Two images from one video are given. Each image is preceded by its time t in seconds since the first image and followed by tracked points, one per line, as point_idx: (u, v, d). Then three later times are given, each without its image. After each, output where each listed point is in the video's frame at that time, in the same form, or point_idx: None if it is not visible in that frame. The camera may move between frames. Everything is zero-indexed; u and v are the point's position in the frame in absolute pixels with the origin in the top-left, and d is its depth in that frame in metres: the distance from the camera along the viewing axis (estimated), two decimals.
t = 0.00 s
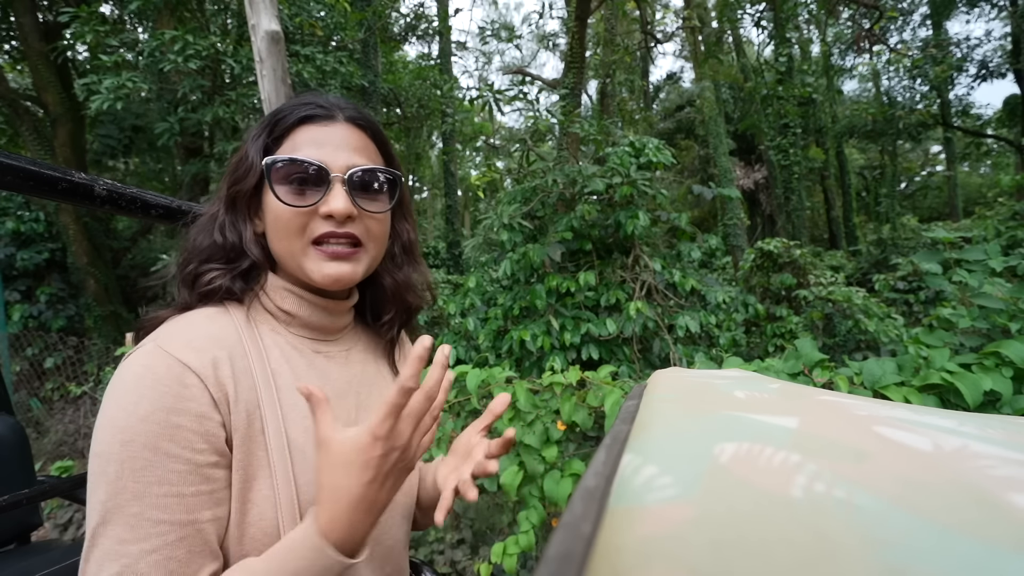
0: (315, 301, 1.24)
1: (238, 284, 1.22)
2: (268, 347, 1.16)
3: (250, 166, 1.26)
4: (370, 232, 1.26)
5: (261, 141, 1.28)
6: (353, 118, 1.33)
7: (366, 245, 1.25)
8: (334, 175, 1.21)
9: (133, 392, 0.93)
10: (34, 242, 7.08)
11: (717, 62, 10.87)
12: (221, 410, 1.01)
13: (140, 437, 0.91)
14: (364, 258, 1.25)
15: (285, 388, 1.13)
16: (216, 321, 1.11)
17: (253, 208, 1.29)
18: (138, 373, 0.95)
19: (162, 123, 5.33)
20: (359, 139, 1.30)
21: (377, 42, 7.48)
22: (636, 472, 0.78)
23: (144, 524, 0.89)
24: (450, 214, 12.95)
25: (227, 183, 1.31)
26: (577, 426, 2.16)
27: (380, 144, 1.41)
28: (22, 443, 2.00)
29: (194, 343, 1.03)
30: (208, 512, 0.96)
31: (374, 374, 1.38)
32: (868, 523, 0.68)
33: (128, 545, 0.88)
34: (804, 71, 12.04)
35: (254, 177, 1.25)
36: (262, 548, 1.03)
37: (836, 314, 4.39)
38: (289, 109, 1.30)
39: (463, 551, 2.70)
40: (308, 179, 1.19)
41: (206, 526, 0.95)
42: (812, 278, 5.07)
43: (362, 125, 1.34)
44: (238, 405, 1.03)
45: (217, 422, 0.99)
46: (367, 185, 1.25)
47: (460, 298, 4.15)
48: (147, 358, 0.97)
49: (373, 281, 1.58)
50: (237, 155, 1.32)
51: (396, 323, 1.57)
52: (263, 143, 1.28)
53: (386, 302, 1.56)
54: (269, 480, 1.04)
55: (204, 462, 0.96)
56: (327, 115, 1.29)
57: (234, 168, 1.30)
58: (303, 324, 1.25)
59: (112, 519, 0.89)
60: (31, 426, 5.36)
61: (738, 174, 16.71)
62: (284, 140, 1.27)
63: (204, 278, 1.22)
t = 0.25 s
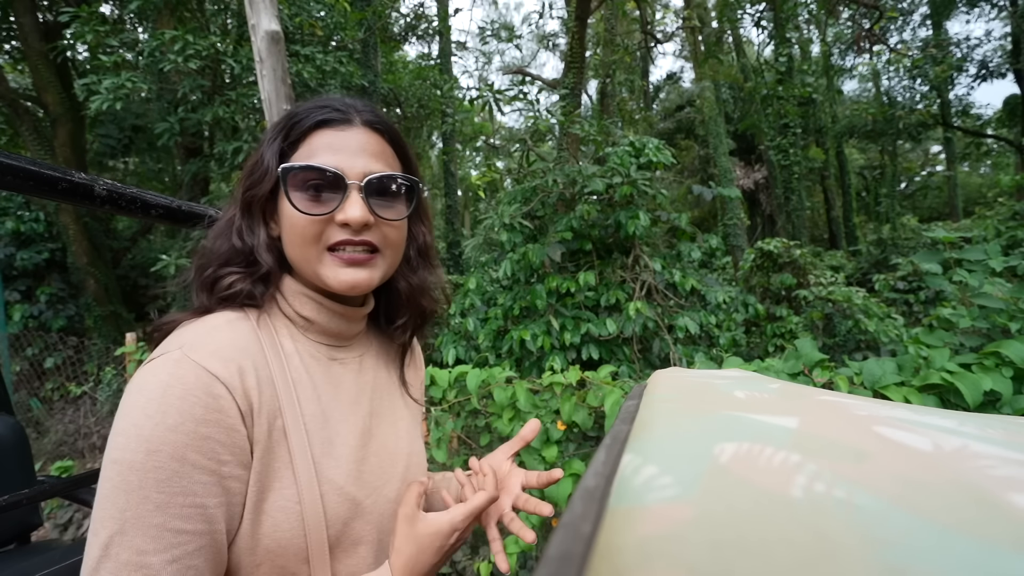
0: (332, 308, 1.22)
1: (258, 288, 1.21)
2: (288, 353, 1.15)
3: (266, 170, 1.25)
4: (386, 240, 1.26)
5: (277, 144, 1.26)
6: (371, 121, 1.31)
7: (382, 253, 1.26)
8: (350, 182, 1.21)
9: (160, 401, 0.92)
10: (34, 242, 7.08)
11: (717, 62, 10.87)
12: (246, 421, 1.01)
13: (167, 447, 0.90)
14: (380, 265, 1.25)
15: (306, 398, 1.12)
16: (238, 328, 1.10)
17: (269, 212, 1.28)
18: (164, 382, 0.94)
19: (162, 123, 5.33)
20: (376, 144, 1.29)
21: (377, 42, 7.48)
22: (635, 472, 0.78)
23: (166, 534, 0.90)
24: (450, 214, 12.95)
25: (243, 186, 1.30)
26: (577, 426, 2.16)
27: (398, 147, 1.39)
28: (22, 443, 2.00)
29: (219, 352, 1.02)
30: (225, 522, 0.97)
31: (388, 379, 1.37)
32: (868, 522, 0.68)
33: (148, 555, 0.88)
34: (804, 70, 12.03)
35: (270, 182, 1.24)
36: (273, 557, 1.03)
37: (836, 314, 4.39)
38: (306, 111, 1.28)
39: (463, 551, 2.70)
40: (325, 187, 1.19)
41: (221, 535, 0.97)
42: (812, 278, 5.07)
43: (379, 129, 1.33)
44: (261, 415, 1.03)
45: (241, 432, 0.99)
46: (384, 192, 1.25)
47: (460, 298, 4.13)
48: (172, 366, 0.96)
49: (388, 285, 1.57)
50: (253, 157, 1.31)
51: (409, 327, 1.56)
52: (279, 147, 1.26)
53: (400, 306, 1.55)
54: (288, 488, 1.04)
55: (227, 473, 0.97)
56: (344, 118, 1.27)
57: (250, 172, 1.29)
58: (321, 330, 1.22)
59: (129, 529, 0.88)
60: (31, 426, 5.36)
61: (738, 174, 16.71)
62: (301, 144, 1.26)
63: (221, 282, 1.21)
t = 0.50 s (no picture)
0: (344, 310, 1.22)
1: (271, 290, 1.21)
2: (299, 355, 1.15)
3: (283, 170, 1.25)
4: (402, 243, 1.27)
5: (294, 144, 1.26)
6: (390, 124, 1.31)
7: (398, 256, 1.26)
8: (368, 184, 1.21)
9: (173, 402, 0.92)
10: (34, 242, 7.08)
11: (717, 62, 10.88)
12: (258, 422, 1.01)
13: (179, 449, 0.90)
14: (395, 268, 1.26)
15: (316, 400, 1.12)
16: (251, 330, 1.10)
17: (284, 213, 1.28)
18: (177, 383, 0.94)
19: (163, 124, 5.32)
20: (394, 146, 1.29)
21: (377, 42, 7.48)
22: (635, 472, 0.78)
23: (178, 536, 0.90)
24: (450, 214, 12.95)
25: (257, 186, 1.29)
26: (577, 426, 2.16)
27: (415, 150, 1.39)
28: (22, 443, 2.00)
29: (232, 353, 1.01)
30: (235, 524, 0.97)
31: (395, 381, 1.37)
32: (868, 523, 0.68)
33: (160, 557, 0.89)
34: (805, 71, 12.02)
35: (286, 181, 1.24)
36: (282, 560, 1.03)
37: (836, 314, 4.39)
38: (323, 111, 1.29)
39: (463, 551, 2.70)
40: (344, 189, 1.19)
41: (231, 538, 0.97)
42: (812, 278, 5.07)
43: (396, 130, 1.33)
44: (272, 416, 1.03)
45: (252, 434, 0.99)
46: (401, 195, 1.25)
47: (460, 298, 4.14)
48: (185, 367, 0.96)
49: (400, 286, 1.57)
50: (268, 157, 1.30)
51: (421, 330, 1.57)
52: (296, 147, 1.26)
53: (412, 308, 1.56)
54: (297, 491, 1.04)
55: (239, 474, 0.97)
56: (362, 119, 1.27)
57: (265, 172, 1.29)
58: (332, 332, 1.22)
59: (140, 530, 0.88)
60: (31, 426, 5.36)
61: (738, 174, 16.70)
62: (318, 144, 1.26)
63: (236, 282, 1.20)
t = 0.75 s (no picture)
0: (346, 310, 1.22)
1: (272, 291, 1.20)
2: (301, 355, 1.15)
3: (284, 168, 1.25)
4: (405, 237, 1.27)
5: (293, 142, 1.26)
6: (388, 120, 1.33)
7: (402, 251, 1.27)
8: (371, 179, 1.22)
9: (175, 404, 0.92)
10: (34, 242, 7.07)
11: (717, 62, 10.88)
12: (260, 424, 1.01)
13: (182, 450, 0.90)
14: (399, 262, 1.26)
15: (318, 401, 1.12)
16: (253, 330, 1.10)
17: (284, 213, 1.27)
18: (179, 385, 0.93)
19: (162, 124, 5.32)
20: (394, 142, 1.30)
21: (377, 42, 7.49)
22: (635, 472, 0.78)
23: (180, 538, 0.90)
24: (450, 214, 12.96)
25: (257, 186, 1.29)
26: (578, 426, 2.16)
27: (412, 147, 1.41)
28: (22, 443, 2.00)
29: (234, 354, 1.01)
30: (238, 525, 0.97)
31: (396, 379, 1.37)
32: (868, 523, 0.68)
33: (162, 558, 0.89)
34: (805, 71, 12.01)
35: (288, 179, 1.23)
36: (286, 562, 1.03)
37: (836, 314, 4.38)
38: (322, 109, 1.29)
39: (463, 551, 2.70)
40: (347, 185, 1.20)
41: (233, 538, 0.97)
42: (812, 278, 5.07)
43: (395, 127, 1.34)
44: (274, 417, 1.03)
45: (254, 436, 0.99)
46: (404, 190, 1.26)
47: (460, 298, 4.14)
48: (187, 369, 0.96)
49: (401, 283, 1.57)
50: (266, 156, 1.30)
51: (423, 326, 1.57)
52: (296, 144, 1.26)
53: (415, 304, 1.57)
54: (299, 492, 1.04)
55: (242, 475, 0.97)
56: (362, 116, 1.29)
57: (265, 171, 1.29)
58: (333, 332, 1.22)
59: (142, 532, 0.88)
60: (31, 426, 5.35)
61: (738, 174, 16.70)
62: (317, 142, 1.26)
63: (236, 282, 1.20)
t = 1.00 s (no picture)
0: (331, 306, 1.21)
1: (250, 295, 1.17)
2: (289, 354, 1.14)
3: (254, 166, 1.20)
4: (388, 224, 1.27)
5: (261, 137, 1.22)
6: (354, 107, 1.32)
7: (386, 237, 1.26)
8: (349, 168, 1.21)
9: (160, 411, 0.93)
10: (34, 242, 7.08)
11: (717, 62, 10.88)
12: (249, 426, 1.01)
13: (168, 456, 0.91)
14: (385, 250, 1.25)
15: (308, 398, 1.11)
16: (240, 334, 1.10)
17: (258, 212, 1.23)
18: (163, 392, 0.95)
19: (163, 124, 5.32)
20: (364, 129, 1.30)
21: (377, 42, 7.49)
22: (636, 472, 0.78)
23: (169, 544, 0.91)
24: (450, 214, 12.97)
25: (228, 188, 1.25)
26: (577, 426, 2.16)
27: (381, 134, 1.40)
28: (22, 443, 2.00)
29: (220, 358, 1.02)
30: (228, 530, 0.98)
31: (388, 371, 1.34)
32: (868, 522, 0.68)
33: (151, 565, 0.89)
34: (805, 71, 12.00)
35: (261, 176, 1.20)
36: (283, 559, 1.02)
37: (836, 314, 4.38)
38: (288, 101, 1.27)
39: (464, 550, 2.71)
40: (325, 175, 1.18)
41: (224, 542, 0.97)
42: (812, 278, 5.07)
43: (364, 115, 1.34)
44: (264, 417, 1.03)
45: (243, 438, 1.00)
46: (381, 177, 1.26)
47: (460, 298, 4.15)
48: (171, 376, 0.97)
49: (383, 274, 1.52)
50: (233, 155, 1.25)
51: (409, 314, 1.51)
52: (264, 139, 1.22)
53: (398, 293, 1.51)
54: (293, 490, 1.04)
55: (230, 480, 0.98)
56: (330, 105, 1.27)
57: (234, 170, 1.24)
58: (320, 329, 1.21)
59: (131, 539, 0.89)
60: (31, 426, 5.36)
61: (738, 174, 16.71)
62: (287, 135, 1.23)
63: (215, 289, 1.16)
